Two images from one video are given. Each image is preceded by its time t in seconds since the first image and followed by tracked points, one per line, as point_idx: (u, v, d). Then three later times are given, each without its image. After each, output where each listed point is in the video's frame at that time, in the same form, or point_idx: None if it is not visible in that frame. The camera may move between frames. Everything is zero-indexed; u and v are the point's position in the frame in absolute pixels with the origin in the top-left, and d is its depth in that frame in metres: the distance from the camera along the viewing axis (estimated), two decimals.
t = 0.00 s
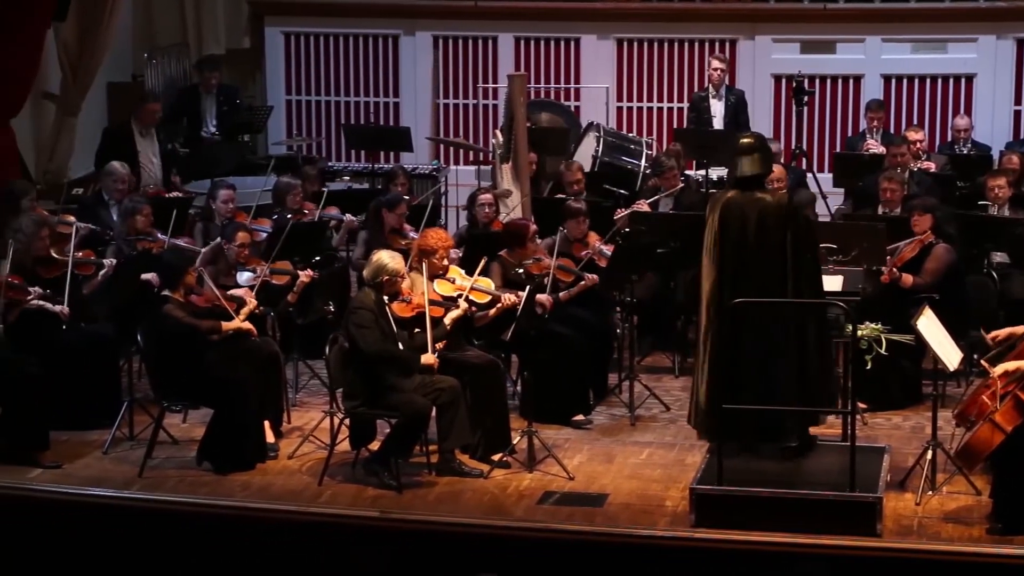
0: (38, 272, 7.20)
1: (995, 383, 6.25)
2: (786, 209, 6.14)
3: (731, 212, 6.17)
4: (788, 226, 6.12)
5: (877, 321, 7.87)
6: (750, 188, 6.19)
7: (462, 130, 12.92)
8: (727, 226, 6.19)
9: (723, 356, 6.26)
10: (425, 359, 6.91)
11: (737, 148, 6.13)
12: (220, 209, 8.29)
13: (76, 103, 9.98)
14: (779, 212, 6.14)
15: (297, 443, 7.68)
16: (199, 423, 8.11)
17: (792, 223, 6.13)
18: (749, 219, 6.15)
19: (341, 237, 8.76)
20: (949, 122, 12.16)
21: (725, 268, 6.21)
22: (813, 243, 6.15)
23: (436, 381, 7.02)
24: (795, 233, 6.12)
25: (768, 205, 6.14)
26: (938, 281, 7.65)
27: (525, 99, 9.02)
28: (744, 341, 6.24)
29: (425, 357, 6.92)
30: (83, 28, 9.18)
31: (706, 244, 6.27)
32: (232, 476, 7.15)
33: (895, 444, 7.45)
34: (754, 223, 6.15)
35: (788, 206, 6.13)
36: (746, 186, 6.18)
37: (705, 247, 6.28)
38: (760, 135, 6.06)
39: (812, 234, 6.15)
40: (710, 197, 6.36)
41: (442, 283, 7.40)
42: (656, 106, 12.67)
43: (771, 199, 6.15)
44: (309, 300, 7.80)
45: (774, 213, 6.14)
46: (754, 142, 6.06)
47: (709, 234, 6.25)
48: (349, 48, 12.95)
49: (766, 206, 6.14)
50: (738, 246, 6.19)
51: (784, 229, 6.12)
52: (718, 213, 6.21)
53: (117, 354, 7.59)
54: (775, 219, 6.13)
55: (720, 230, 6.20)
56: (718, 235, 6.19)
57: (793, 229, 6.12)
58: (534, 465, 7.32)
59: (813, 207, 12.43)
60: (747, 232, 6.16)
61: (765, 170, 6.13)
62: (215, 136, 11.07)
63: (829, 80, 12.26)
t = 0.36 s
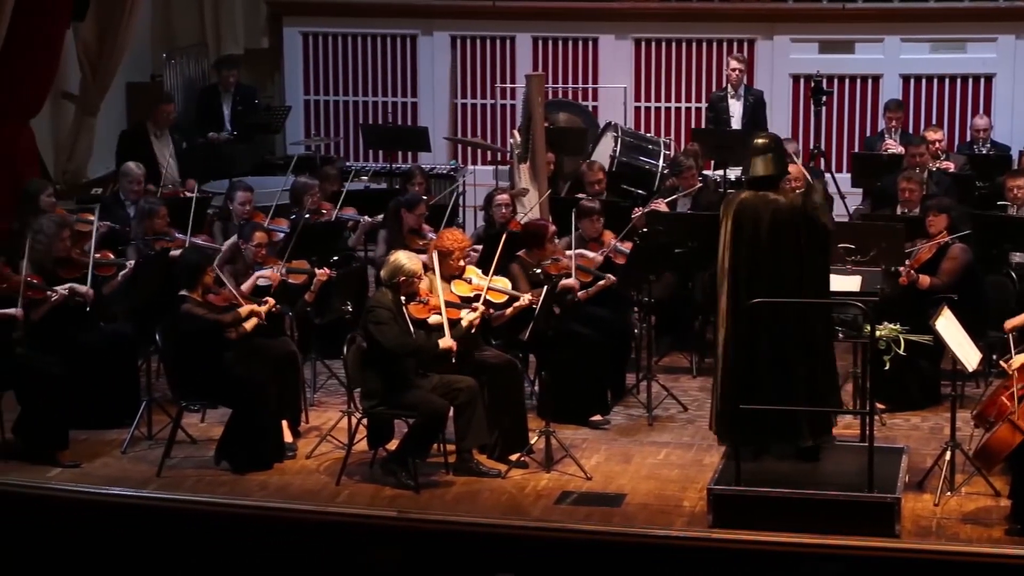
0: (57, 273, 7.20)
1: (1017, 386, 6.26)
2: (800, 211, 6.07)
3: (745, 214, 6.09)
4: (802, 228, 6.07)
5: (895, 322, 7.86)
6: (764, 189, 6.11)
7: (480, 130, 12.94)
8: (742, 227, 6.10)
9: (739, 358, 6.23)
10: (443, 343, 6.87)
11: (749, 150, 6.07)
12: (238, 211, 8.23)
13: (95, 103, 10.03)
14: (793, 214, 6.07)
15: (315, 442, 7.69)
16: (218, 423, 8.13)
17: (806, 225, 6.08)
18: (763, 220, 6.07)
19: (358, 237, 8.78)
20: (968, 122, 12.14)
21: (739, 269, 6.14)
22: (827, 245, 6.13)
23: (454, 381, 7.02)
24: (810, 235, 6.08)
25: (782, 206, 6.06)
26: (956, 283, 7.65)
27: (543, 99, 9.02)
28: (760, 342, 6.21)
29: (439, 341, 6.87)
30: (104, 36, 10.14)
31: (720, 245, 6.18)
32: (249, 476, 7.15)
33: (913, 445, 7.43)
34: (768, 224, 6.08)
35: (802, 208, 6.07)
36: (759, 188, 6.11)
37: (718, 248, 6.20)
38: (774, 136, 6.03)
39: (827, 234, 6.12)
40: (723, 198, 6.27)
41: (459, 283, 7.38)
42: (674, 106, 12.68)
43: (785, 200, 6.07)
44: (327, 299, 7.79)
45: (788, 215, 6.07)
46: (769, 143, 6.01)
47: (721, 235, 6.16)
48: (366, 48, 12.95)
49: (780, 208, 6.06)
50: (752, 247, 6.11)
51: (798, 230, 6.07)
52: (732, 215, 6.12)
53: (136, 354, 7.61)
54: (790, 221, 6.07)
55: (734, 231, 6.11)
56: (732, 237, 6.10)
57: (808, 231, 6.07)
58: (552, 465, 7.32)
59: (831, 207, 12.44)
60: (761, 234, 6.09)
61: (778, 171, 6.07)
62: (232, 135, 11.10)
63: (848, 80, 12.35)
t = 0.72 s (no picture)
0: (78, 274, 7.30)
1: None
2: (815, 209, 6.03)
3: (759, 211, 6.07)
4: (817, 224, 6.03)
5: (913, 322, 7.85)
6: (779, 186, 6.08)
7: (497, 130, 12.96)
8: (755, 224, 6.09)
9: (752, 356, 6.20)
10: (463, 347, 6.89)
11: (759, 148, 6.02)
12: (257, 211, 8.25)
13: (113, 103, 10.04)
14: (808, 211, 6.04)
15: (332, 442, 7.69)
16: (235, 423, 8.14)
17: (821, 222, 6.04)
18: (777, 216, 6.06)
19: (375, 237, 8.80)
20: (986, 123, 12.16)
21: (753, 266, 6.12)
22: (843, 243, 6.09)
23: (471, 381, 7.02)
24: (825, 233, 6.04)
25: (797, 202, 6.04)
26: (974, 283, 7.64)
27: (561, 99, 9.04)
28: (775, 340, 6.17)
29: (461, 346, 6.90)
30: (124, 34, 10.20)
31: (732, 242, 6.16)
32: (266, 476, 7.16)
33: (931, 446, 7.42)
34: (783, 220, 6.06)
35: (818, 204, 6.03)
36: (774, 185, 6.08)
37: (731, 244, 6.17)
38: (784, 131, 5.97)
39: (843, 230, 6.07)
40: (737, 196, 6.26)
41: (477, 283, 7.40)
42: (691, 106, 12.68)
43: (800, 196, 6.05)
44: (345, 299, 7.79)
45: (803, 211, 6.04)
46: (779, 139, 5.96)
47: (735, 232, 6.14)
48: (383, 48, 12.96)
49: (795, 204, 6.04)
50: (766, 244, 6.11)
51: (813, 226, 6.03)
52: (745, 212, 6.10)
53: (153, 354, 7.62)
54: (806, 217, 6.04)
55: (747, 229, 6.10)
56: (746, 233, 6.09)
57: (823, 227, 6.03)
58: (569, 465, 7.32)
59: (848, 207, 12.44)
60: (775, 231, 6.08)
61: (792, 167, 6.04)
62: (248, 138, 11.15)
63: (866, 80, 12.42)
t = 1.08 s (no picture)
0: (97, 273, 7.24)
1: None
2: (837, 209, 6.04)
3: (780, 210, 6.04)
4: (838, 225, 6.04)
5: (930, 322, 7.83)
6: (800, 188, 6.06)
7: (514, 130, 12.97)
8: (776, 223, 6.05)
9: (765, 357, 6.16)
10: (477, 360, 6.85)
11: (779, 148, 5.96)
12: (276, 210, 8.27)
13: (131, 103, 10.08)
14: (829, 211, 6.04)
15: (349, 442, 7.70)
16: (251, 422, 8.16)
17: (843, 222, 6.05)
18: (799, 216, 6.04)
19: (392, 237, 8.82)
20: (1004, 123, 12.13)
21: (772, 266, 6.08)
22: (860, 244, 6.11)
23: (487, 381, 7.01)
24: (846, 234, 6.04)
25: (819, 202, 6.03)
26: (992, 285, 7.63)
27: (578, 99, 9.04)
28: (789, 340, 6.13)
29: (476, 357, 6.87)
30: (141, 34, 10.28)
31: (749, 242, 6.11)
32: (283, 476, 7.17)
33: (948, 446, 7.41)
34: (804, 220, 6.04)
35: (839, 204, 6.04)
36: (794, 187, 6.05)
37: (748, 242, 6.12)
38: (805, 133, 5.94)
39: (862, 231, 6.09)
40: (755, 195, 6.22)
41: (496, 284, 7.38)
42: (707, 106, 12.67)
43: (821, 196, 6.04)
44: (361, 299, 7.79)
45: (825, 211, 6.04)
46: (799, 140, 5.92)
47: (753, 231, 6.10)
48: (399, 48, 12.98)
49: (817, 204, 6.03)
50: (786, 243, 6.07)
51: (834, 227, 6.03)
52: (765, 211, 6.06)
53: (171, 354, 7.63)
54: (827, 217, 6.03)
55: (767, 228, 6.06)
56: (766, 232, 6.05)
57: (844, 228, 6.04)
58: (585, 465, 7.31)
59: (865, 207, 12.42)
60: (796, 230, 6.05)
61: (811, 169, 5.99)
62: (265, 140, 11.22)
63: (883, 80, 12.40)
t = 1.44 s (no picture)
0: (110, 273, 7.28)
1: None
2: (856, 216, 5.99)
3: (798, 214, 6.02)
4: (857, 231, 5.99)
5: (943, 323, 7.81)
6: (818, 195, 6.04)
7: (526, 130, 12.97)
8: (793, 227, 6.03)
9: (777, 359, 6.13)
10: (488, 342, 6.86)
11: (798, 152, 6.03)
12: (289, 211, 8.30)
13: (144, 103, 10.09)
14: (849, 218, 6.00)
15: (361, 442, 7.70)
16: (263, 421, 8.16)
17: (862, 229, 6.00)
18: (817, 221, 6.00)
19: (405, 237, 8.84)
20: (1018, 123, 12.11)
21: (788, 269, 6.07)
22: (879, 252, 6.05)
23: (500, 381, 7.01)
24: (864, 241, 6.01)
25: (837, 208, 5.99)
26: (1006, 284, 7.62)
27: (591, 99, 9.04)
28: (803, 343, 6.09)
29: (487, 338, 6.87)
30: (155, 33, 10.33)
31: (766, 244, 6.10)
32: (295, 476, 7.16)
33: (962, 447, 7.41)
34: (822, 225, 6.00)
35: (859, 210, 6.00)
36: (811, 193, 6.04)
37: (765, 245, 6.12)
38: (823, 137, 5.97)
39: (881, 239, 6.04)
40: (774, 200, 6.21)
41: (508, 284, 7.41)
42: (720, 106, 12.66)
43: (840, 202, 6.01)
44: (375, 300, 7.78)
45: (844, 217, 5.99)
46: (816, 143, 5.97)
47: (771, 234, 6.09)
48: (412, 48, 12.99)
49: (836, 209, 5.99)
50: (804, 247, 6.04)
51: (852, 232, 5.99)
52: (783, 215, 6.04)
53: (184, 353, 7.64)
54: (846, 222, 5.99)
55: (784, 232, 6.04)
56: (783, 235, 6.03)
57: (863, 234, 6.00)
58: (597, 465, 7.30)
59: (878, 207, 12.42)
60: (813, 235, 6.02)
61: (828, 174, 6.01)
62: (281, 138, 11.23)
63: (896, 80, 12.39)
